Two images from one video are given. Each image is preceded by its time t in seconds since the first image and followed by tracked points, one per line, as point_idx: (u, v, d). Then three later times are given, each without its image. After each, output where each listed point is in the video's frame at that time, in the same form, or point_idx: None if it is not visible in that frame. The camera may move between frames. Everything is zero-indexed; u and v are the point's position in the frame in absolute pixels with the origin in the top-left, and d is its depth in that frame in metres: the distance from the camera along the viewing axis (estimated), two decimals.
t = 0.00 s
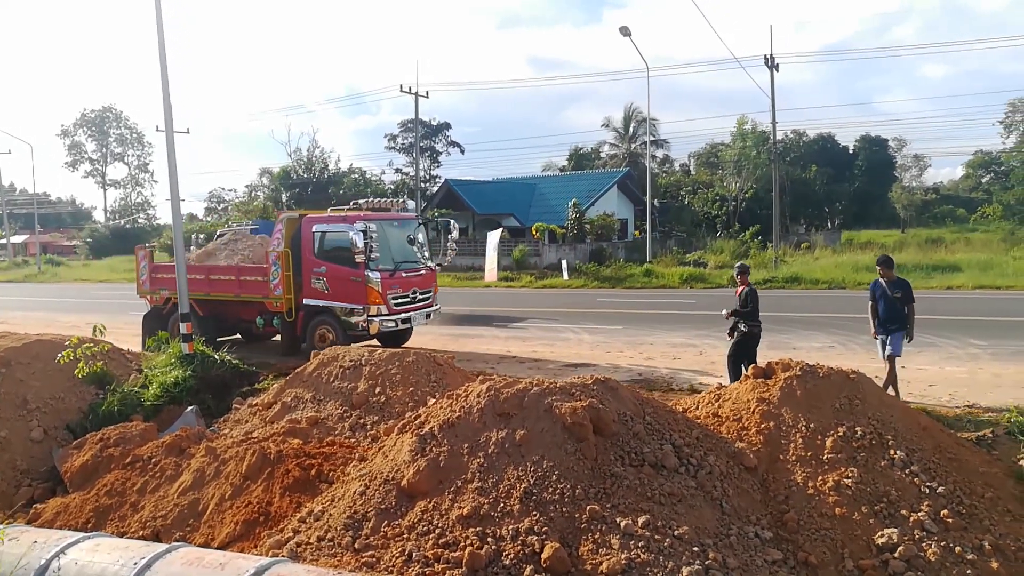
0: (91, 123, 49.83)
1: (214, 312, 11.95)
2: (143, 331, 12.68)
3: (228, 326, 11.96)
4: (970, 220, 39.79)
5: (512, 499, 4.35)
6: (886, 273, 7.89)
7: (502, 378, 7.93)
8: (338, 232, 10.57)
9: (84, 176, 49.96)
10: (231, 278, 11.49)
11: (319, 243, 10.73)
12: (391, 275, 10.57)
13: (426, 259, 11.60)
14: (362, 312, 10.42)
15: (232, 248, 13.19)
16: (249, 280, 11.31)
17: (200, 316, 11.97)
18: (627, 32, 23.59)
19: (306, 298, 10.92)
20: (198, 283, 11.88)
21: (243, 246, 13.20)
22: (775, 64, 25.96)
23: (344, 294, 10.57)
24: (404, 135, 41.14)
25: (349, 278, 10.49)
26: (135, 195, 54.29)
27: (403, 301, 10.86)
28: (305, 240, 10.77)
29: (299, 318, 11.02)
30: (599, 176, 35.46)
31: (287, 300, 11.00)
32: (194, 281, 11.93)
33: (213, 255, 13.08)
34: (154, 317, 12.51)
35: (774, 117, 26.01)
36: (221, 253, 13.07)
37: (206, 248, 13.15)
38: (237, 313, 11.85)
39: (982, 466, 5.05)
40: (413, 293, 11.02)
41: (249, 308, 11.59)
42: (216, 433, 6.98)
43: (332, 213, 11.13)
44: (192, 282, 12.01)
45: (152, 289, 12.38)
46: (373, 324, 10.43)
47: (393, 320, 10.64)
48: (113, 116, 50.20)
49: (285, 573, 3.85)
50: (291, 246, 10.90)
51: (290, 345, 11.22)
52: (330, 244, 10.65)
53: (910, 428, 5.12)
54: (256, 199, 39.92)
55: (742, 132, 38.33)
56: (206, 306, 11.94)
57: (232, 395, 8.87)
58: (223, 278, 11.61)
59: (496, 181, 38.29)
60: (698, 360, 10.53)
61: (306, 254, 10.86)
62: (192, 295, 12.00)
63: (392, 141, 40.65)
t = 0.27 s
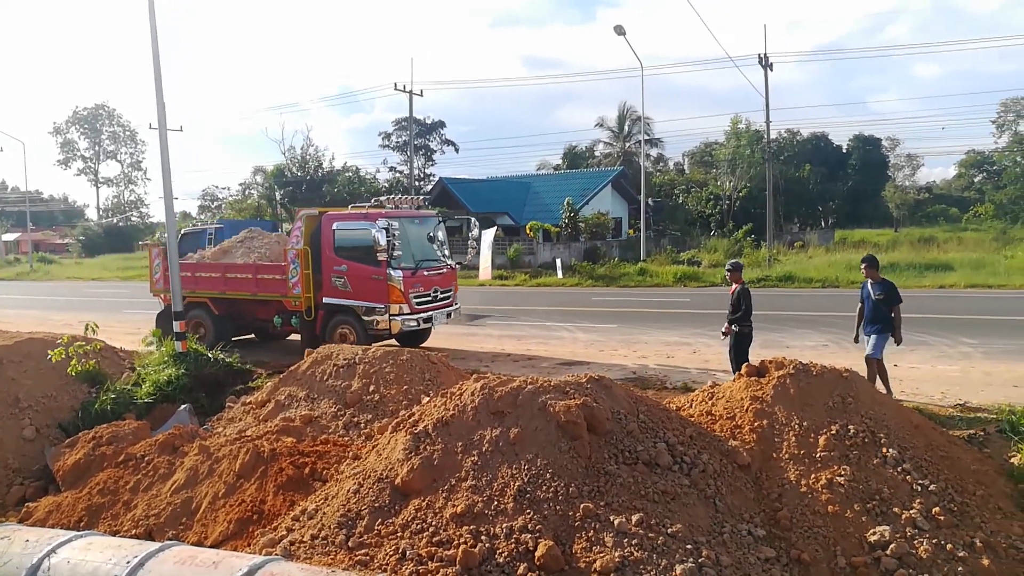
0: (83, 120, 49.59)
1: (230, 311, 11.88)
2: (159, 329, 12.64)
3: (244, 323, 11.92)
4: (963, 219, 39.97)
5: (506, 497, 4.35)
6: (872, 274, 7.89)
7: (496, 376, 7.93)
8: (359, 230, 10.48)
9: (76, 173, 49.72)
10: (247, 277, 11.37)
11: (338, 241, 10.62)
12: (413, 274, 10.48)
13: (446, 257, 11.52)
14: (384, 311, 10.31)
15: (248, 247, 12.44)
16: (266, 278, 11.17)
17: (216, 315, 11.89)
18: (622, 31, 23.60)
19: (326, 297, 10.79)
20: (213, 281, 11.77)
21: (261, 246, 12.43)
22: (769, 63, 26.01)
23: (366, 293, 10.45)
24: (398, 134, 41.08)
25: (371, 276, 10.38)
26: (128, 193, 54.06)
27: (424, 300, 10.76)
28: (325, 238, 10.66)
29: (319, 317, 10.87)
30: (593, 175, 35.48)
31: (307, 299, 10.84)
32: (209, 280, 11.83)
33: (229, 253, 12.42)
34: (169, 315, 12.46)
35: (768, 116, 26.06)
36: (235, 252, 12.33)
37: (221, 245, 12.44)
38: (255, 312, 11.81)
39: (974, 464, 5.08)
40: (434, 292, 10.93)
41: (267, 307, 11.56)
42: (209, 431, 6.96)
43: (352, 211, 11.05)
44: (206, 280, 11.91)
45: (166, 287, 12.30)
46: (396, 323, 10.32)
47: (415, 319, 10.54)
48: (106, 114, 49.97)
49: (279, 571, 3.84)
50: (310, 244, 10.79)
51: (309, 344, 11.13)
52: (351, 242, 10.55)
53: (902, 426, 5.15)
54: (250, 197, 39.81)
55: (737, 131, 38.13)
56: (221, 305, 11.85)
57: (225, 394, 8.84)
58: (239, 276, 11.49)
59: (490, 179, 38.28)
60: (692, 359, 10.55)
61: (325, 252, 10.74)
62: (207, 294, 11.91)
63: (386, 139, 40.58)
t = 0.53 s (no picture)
0: (75, 122, 49.37)
1: (246, 314, 11.59)
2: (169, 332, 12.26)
3: (261, 326, 11.66)
4: (954, 221, 40.18)
5: (499, 499, 4.35)
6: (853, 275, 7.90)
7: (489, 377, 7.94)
8: (381, 231, 10.37)
9: (68, 175, 49.50)
10: (266, 279, 11.14)
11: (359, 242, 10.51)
12: (435, 276, 10.37)
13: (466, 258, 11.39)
14: (407, 314, 10.21)
15: (265, 249, 12.61)
16: (286, 280, 10.96)
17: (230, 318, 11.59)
18: (615, 32, 23.65)
19: (346, 299, 10.67)
20: (229, 284, 11.46)
21: (278, 248, 12.68)
22: (762, 65, 26.10)
23: (387, 295, 10.35)
24: (392, 135, 41.06)
25: (393, 278, 10.27)
26: (121, 194, 53.85)
27: (445, 303, 10.65)
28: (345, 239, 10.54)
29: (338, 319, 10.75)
30: (587, 177, 35.53)
31: (326, 301, 10.73)
32: (225, 282, 11.50)
33: (245, 255, 12.46)
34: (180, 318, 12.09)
35: (761, 118, 26.13)
36: (253, 253, 12.47)
37: (237, 247, 12.49)
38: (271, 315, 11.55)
39: (965, 465, 5.10)
40: (456, 294, 10.82)
41: (284, 311, 11.32)
42: (202, 434, 6.93)
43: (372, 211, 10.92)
44: (220, 282, 11.59)
45: (178, 290, 11.94)
46: (418, 326, 10.21)
47: (437, 322, 10.42)
48: (98, 115, 49.78)
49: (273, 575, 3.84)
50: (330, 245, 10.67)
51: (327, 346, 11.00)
52: (372, 243, 10.45)
53: (894, 427, 5.16)
54: (243, 199, 39.71)
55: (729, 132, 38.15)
56: (236, 308, 11.55)
57: (218, 396, 8.81)
58: (257, 279, 11.24)
59: (484, 181, 38.28)
60: (686, 360, 10.58)
61: (346, 254, 10.62)
62: (221, 297, 11.58)
63: (379, 141, 40.54)
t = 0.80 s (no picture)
0: (69, 121, 49.20)
1: (263, 315, 11.40)
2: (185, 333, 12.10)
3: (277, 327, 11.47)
4: (947, 222, 40.34)
5: (493, 499, 4.35)
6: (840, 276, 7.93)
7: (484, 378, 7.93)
8: (404, 231, 10.14)
9: (62, 174, 49.31)
10: (283, 279, 10.95)
11: (381, 242, 10.28)
12: (459, 277, 10.13)
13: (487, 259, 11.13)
14: (429, 315, 9.99)
15: (283, 249, 12.46)
16: (303, 280, 10.77)
17: (247, 319, 11.40)
18: (610, 33, 23.66)
19: (367, 300, 10.45)
20: (245, 284, 11.30)
21: (296, 249, 12.51)
22: (756, 67, 26.15)
23: (409, 296, 10.13)
24: (386, 135, 41.04)
25: (416, 279, 10.05)
26: (114, 193, 53.66)
27: (468, 304, 10.40)
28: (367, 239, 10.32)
29: (359, 320, 10.54)
30: (581, 177, 35.56)
31: (346, 302, 10.51)
32: (241, 282, 11.35)
33: (262, 255, 12.32)
34: (197, 319, 11.93)
35: (755, 119, 26.18)
36: (270, 253, 12.30)
37: (254, 247, 12.31)
38: (288, 316, 11.36)
39: (957, 465, 5.13)
40: (478, 295, 10.57)
41: (302, 312, 11.14)
42: (195, 433, 6.92)
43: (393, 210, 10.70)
44: (237, 282, 11.42)
45: (194, 290, 11.80)
46: (441, 328, 9.98)
47: (460, 324, 10.19)
48: (92, 114, 49.61)
49: (266, 574, 3.83)
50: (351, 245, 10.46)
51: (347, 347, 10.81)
52: (395, 243, 10.23)
53: (887, 427, 5.18)
54: (237, 198, 39.65)
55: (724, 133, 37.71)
56: (253, 309, 11.37)
57: (212, 396, 8.79)
58: (273, 279, 11.06)
59: (478, 181, 38.26)
60: (680, 361, 10.59)
61: (367, 254, 10.41)
62: (238, 297, 11.41)
63: (374, 141, 40.51)
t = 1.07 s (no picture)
0: (64, 119, 49.05)
1: (281, 315, 11.21)
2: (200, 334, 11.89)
3: (295, 327, 11.28)
4: (943, 221, 40.44)
5: (490, 498, 4.35)
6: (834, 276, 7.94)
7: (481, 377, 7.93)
8: (427, 229, 9.99)
9: (58, 172, 49.16)
10: (303, 278, 10.80)
11: (403, 241, 10.12)
12: (482, 276, 9.98)
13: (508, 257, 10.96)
14: (453, 315, 9.86)
15: (302, 247, 12.24)
16: (324, 280, 10.63)
17: (264, 318, 11.21)
18: (607, 32, 23.66)
19: (389, 300, 10.30)
20: (263, 283, 11.13)
21: (315, 246, 12.33)
22: (753, 66, 26.15)
23: (432, 296, 9.99)
24: (383, 134, 41.01)
25: (439, 278, 9.92)
26: (110, 192, 53.50)
27: (491, 304, 10.25)
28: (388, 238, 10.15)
29: (381, 320, 10.38)
30: (578, 176, 35.58)
31: (368, 301, 10.35)
32: (259, 281, 11.18)
33: (280, 254, 12.13)
34: (212, 319, 11.73)
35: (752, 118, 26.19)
36: (288, 252, 12.10)
37: (272, 246, 12.16)
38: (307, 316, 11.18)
39: (953, 464, 5.14)
40: (501, 295, 10.42)
41: (321, 312, 10.97)
42: (191, 433, 6.91)
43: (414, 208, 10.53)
44: (255, 281, 11.25)
45: (210, 290, 11.61)
46: (464, 328, 9.86)
47: (483, 324, 10.04)
48: (88, 112, 49.47)
49: (262, 574, 3.83)
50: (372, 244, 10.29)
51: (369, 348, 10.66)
52: (417, 241, 10.07)
53: (883, 426, 5.19)
54: (233, 197, 39.60)
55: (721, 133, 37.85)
56: (271, 308, 11.18)
57: (208, 395, 8.77)
58: (292, 278, 10.90)
59: (475, 180, 38.24)
60: (676, 360, 10.60)
61: (389, 253, 10.24)
62: (256, 297, 11.24)
63: (371, 139, 40.48)
